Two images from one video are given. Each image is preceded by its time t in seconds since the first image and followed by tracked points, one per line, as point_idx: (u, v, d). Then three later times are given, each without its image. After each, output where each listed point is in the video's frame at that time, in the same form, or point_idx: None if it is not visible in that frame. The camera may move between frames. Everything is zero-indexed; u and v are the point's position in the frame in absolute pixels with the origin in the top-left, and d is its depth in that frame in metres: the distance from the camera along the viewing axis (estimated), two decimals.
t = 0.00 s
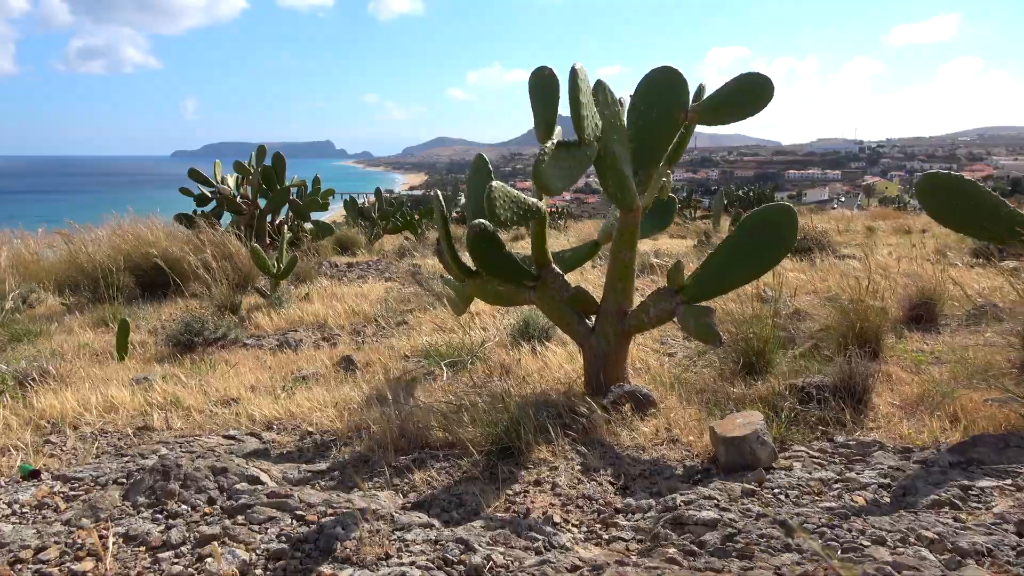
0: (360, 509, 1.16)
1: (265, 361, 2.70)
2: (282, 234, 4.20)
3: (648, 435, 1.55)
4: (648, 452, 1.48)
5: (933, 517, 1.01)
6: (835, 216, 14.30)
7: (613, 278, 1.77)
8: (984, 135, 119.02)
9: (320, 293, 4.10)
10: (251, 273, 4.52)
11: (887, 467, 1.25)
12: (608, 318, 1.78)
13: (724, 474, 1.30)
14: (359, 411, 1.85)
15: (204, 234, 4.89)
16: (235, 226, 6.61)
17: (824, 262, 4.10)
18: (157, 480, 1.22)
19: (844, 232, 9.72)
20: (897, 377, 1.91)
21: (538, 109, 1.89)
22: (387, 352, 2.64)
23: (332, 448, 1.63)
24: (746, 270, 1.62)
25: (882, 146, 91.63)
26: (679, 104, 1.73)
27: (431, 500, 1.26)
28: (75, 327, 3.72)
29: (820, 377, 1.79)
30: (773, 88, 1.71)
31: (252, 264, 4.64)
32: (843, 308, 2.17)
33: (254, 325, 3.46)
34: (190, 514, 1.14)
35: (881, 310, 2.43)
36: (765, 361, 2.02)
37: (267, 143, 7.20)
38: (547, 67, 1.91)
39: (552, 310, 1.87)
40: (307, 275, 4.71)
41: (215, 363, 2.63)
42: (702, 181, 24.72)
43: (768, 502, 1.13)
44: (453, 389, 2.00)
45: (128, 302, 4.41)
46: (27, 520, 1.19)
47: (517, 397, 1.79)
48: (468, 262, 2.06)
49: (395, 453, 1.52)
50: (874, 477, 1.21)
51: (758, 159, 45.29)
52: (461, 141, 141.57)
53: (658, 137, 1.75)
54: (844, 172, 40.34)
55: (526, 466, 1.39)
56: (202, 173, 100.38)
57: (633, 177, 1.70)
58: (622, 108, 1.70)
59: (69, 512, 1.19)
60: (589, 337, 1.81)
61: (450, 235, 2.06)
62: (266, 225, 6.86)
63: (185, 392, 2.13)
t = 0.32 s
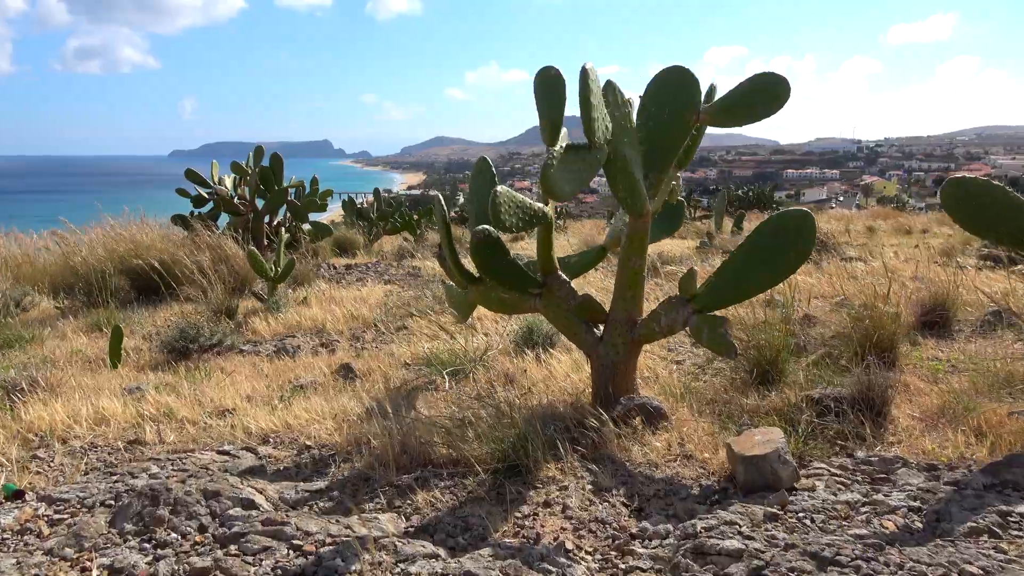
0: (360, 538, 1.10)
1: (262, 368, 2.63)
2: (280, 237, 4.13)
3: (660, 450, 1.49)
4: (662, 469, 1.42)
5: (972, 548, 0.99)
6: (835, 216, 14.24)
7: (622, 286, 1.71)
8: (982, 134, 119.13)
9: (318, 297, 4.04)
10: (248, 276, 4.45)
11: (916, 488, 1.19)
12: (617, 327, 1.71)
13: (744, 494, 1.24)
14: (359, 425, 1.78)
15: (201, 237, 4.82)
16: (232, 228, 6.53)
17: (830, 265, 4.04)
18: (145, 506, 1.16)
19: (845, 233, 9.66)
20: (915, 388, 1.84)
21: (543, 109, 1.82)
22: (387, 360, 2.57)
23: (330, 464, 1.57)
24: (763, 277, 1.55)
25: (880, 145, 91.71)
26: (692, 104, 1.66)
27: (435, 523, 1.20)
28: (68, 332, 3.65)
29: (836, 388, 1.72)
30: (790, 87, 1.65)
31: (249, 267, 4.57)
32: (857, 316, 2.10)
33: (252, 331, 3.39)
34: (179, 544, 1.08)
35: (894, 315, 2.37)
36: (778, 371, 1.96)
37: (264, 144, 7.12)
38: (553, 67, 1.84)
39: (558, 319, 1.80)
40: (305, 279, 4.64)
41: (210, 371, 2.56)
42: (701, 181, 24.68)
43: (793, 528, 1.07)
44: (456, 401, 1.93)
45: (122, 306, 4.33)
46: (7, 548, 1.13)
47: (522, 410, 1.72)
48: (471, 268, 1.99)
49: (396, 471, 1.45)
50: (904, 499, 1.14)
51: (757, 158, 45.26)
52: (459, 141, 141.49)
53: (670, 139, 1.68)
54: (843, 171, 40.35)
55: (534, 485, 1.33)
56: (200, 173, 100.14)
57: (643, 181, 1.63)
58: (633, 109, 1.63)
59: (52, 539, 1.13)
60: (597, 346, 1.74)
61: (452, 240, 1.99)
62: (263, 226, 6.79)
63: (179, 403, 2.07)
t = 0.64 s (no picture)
0: None
1: (259, 381, 2.56)
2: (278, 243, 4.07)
3: (674, 475, 1.43)
4: (676, 496, 1.36)
5: None
6: (835, 217, 14.20)
7: (633, 302, 1.64)
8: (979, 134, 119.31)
9: (316, 303, 3.97)
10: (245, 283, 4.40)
11: (948, 522, 1.15)
12: (627, 343, 1.65)
13: (766, 527, 1.18)
14: (359, 445, 1.72)
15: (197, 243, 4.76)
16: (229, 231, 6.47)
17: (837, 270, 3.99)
18: (133, 546, 1.11)
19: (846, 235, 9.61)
20: (934, 405, 1.78)
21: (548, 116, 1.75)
22: (388, 372, 2.51)
23: (330, 490, 1.51)
24: (780, 293, 1.49)
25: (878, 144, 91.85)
26: (706, 113, 1.59)
27: (441, 560, 1.14)
28: (61, 340, 3.58)
29: (853, 407, 1.67)
30: (807, 96, 1.58)
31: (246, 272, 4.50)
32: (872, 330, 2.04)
33: (248, 340, 3.33)
34: None
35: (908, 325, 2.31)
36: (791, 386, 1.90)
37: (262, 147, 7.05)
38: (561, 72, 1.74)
39: (565, 335, 1.73)
40: (302, 284, 4.57)
41: (206, 385, 2.50)
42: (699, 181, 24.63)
43: (823, 569, 1.03)
44: (459, 420, 1.87)
45: (117, 313, 4.27)
46: None
47: (528, 430, 1.66)
48: (475, 282, 1.93)
49: (399, 499, 1.39)
50: (936, 535, 1.10)
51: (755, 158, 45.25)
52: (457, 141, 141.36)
53: (683, 149, 1.62)
54: (840, 171, 40.35)
55: (544, 516, 1.27)
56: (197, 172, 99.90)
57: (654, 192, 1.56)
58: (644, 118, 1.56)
59: None
60: (606, 364, 1.68)
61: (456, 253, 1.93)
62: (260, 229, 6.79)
63: (173, 420, 2.00)
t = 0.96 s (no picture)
0: None
1: (251, 398, 2.49)
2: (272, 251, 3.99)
3: (683, 507, 1.36)
4: (686, 531, 1.30)
5: None
6: (832, 218, 14.17)
7: (638, 322, 1.58)
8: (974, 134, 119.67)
9: (311, 312, 3.90)
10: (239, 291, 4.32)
11: (976, 570, 1.12)
12: (632, 366, 1.58)
13: (783, 569, 1.13)
14: (354, 471, 1.65)
15: (190, 249, 4.69)
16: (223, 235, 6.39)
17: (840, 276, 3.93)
18: None
19: (844, 239, 9.57)
20: (949, 429, 1.72)
21: (550, 129, 1.69)
22: (384, 388, 2.44)
23: (322, 523, 1.44)
24: (795, 315, 1.43)
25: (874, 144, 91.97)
26: (715, 128, 1.54)
27: None
28: (50, 351, 3.51)
29: (865, 432, 1.61)
30: (821, 111, 1.52)
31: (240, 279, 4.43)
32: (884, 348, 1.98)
33: (241, 351, 3.26)
34: None
35: (919, 341, 2.25)
36: (800, 407, 1.84)
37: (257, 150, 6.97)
38: (564, 84, 1.69)
39: (568, 356, 1.67)
40: (297, 292, 4.51)
41: (196, 402, 2.43)
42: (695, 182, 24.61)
43: None
44: (458, 443, 1.80)
45: (107, 321, 4.19)
46: None
47: (530, 456, 1.60)
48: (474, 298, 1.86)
49: (395, 536, 1.32)
50: None
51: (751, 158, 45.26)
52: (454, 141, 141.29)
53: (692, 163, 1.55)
54: (837, 172, 40.38)
55: (548, 555, 1.21)
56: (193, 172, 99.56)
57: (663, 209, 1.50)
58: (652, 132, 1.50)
59: None
60: (610, 387, 1.61)
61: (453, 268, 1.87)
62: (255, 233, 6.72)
63: (161, 443, 1.93)
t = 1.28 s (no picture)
0: None
1: (244, 418, 2.43)
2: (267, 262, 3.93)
3: (693, 549, 1.30)
4: None
5: None
6: (830, 220, 14.15)
7: (644, 351, 1.52)
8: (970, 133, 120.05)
9: (306, 324, 3.84)
10: (233, 301, 4.25)
11: None
12: (638, 396, 1.52)
13: None
14: (349, 505, 1.59)
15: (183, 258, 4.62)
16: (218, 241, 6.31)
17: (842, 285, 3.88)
18: None
19: (843, 243, 9.54)
20: (964, 457, 1.67)
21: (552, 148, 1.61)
22: (380, 408, 2.38)
23: (315, 564, 1.38)
24: (810, 347, 1.36)
25: (870, 144, 92.14)
26: (724, 149, 1.47)
27: None
28: (39, 365, 3.43)
29: (879, 465, 1.55)
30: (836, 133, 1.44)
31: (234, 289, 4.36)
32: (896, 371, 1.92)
33: (235, 366, 3.19)
34: None
35: (929, 360, 2.19)
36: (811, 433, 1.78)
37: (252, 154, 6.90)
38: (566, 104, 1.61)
39: (571, 384, 1.60)
40: (293, 301, 4.44)
41: (187, 424, 2.36)
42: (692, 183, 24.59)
43: None
44: (457, 473, 1.74)
45: (98, 333, 4.12)
46: None
47: (532, 490, 1.53)
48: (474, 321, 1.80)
49: None
50: None
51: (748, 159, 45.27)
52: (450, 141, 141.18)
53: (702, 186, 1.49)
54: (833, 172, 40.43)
55: None
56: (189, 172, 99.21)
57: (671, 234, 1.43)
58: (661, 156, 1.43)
59: None
60: (615, 418, 1.55)
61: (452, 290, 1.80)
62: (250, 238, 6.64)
63: (150, 470, 1.87)
